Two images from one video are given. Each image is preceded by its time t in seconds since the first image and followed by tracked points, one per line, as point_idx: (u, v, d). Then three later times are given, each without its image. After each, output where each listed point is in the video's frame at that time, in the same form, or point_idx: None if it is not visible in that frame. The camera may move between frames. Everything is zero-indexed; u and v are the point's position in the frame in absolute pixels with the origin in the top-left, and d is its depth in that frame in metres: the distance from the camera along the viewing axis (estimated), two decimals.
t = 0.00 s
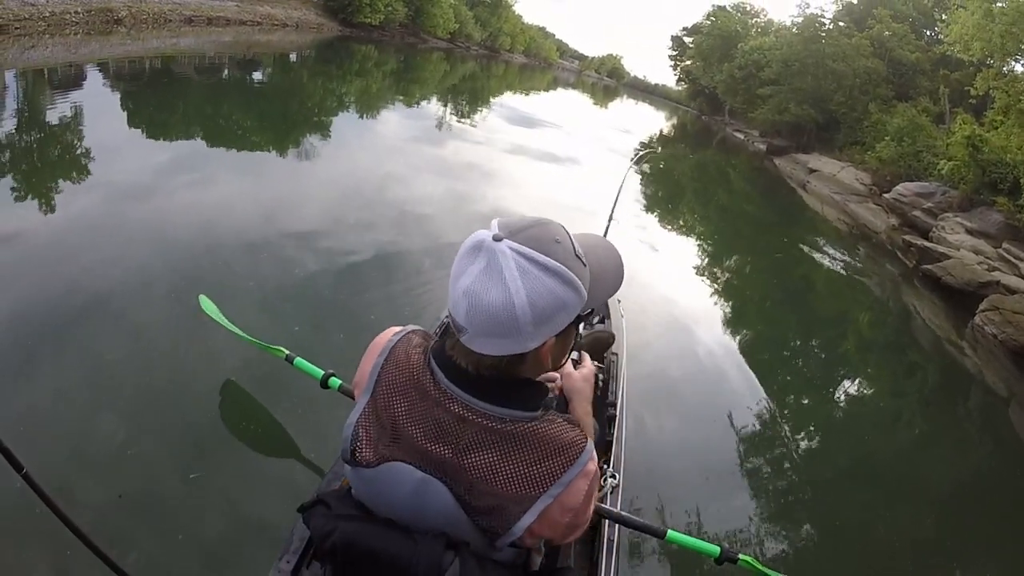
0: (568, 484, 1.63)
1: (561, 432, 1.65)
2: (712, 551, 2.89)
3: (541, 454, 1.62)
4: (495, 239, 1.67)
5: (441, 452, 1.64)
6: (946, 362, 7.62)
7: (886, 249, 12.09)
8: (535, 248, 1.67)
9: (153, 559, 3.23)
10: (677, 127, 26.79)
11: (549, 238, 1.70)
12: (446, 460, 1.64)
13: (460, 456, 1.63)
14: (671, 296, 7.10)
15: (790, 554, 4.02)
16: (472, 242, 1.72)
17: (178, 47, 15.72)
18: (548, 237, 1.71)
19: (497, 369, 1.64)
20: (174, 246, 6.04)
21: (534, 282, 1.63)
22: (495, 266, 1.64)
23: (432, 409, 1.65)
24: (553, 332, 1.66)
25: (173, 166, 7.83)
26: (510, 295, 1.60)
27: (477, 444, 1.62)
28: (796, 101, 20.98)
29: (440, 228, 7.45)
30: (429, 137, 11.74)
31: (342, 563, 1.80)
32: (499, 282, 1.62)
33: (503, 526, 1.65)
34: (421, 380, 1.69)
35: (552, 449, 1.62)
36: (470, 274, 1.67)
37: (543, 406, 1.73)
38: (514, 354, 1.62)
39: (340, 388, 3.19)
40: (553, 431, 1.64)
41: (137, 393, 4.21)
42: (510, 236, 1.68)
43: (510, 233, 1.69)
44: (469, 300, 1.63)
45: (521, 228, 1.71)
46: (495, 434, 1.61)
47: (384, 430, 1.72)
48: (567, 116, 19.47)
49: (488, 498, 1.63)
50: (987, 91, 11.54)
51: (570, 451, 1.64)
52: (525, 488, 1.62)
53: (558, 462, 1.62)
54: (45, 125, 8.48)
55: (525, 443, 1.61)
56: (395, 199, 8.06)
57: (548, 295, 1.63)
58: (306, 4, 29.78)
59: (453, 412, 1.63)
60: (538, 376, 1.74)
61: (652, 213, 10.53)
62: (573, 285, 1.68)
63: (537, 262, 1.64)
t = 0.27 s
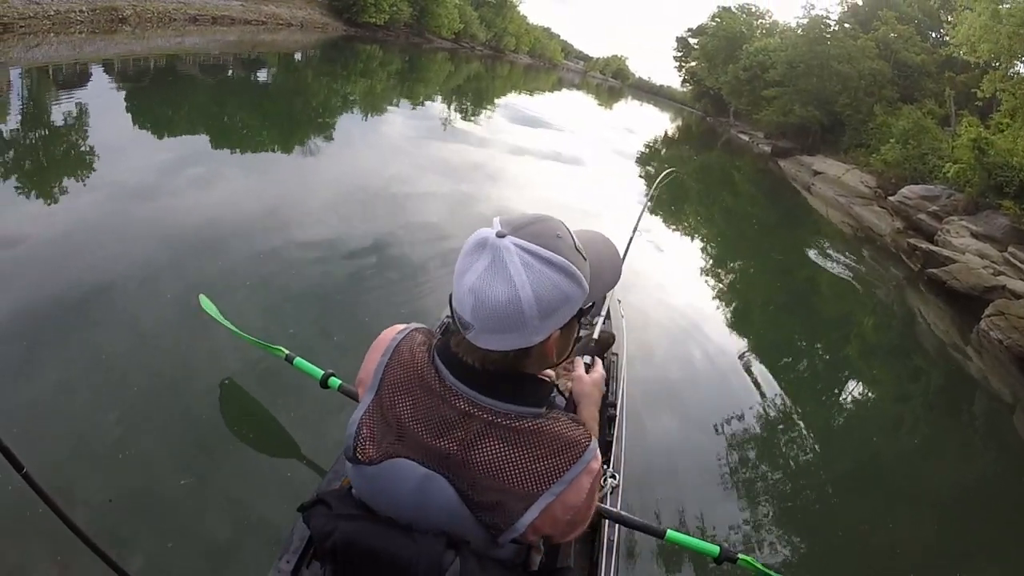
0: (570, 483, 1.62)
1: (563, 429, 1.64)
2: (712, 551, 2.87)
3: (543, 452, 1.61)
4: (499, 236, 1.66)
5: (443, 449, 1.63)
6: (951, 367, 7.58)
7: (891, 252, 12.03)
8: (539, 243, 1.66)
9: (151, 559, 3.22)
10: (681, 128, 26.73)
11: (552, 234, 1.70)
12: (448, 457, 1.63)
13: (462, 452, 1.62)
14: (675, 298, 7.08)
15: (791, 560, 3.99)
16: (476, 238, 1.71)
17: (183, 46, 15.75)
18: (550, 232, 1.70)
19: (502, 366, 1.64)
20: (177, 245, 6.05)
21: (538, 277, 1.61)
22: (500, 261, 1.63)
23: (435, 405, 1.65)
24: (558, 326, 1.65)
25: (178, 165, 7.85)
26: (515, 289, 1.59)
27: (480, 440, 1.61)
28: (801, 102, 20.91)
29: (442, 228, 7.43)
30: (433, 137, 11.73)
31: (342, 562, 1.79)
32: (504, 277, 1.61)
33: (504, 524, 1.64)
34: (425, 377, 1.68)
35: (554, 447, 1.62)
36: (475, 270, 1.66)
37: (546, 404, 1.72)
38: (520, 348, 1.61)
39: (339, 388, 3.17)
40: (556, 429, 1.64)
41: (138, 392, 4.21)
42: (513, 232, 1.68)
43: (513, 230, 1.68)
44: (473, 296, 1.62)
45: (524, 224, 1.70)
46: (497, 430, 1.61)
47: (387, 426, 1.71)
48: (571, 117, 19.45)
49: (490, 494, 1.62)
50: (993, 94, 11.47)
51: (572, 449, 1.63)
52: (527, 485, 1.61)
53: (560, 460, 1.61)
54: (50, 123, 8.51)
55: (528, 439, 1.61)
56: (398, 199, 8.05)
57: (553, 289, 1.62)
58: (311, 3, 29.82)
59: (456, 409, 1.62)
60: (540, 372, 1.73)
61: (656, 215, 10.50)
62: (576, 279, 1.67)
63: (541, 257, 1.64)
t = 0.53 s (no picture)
0: (563, 485, 1.62)
1: (557, 431, 1.64)
2: (712, 551, 2.85)
3: (537, 452, 1.60)
4: (493, 235, 1.65)
5: (438, 451, 1.63)
6: (957, 367, 7.53)
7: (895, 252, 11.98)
8: (532, 240, 1.66)
9: (153, 561, 3.22)
10: (684, 130, 26.70)
11: (544, 231, 1.70)
12: (443, 458, 1.62)
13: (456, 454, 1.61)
14: (678, 298, 7.06)
15: (796, 561, 3.96)
16: (470, 238, 1.70)
17: (185, 53, 15.82)
18: (543, 230, 1.70)
19: (497, 365, 1.64)
20: (181, 249, 6.06)
21: (534, 275, 1.61)
22: (495, 261, 1.62)
23: (430, 406, 1.64)
24: (554, 323, 1.66)
25: (182, 170, 7.87)
26: (512, 288, 1.59)
27: (474, 442, 1.60)
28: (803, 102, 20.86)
29: (444, 231, 7.43)
30: (436, 141, 11.75)
31: (342, 563, 1.79)
32: (500, 277, 1.60)
33: (498, 526, 1.63)
34: (419, 378, 1.68)
35: (547, 448, 1.61)
36: (470, 271, 1.64)
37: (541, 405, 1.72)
38: (516, 347, 1.61)
39: (340, 388, 3.16)
40: (550, 430, 1.63)
41: (140, 395, 4.22)
42: (507, 231, 1.67)
43: (507, 228, 1.68)
44: (470, 297, 1.61)
45: (516, 224, 1.70)
46: (492, 431, 1.60)
47: (383, 428, 1.71)
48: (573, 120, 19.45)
49: (484, 497, 1.61)
50: (996, 91, 11.42)
51: (565, 451, 1.62)
52: (520, 486, 1.60)
53: (554, 461, 1.61)
54: (53, 130, 8.56)
55: (522, 441, 1.60)
56: (400, 203, 8.05)
57: (548, 286, 1.62)
58: (313, 9, 29.94)
59: (451, 410, 1.62)
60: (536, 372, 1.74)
61: (658, 216, 10.48)
62: (570, 276, 1.68)
63: (535, 254, 1.64)
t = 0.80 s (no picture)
0: (564, 487, 1.61)
1: (560, 433, 1.63)
2: (712, 551, 2.84)
3: (539, 455, 1.59)
4: (499, 237, 1.62)
5: (440, 452, 1.62)
6: (961, 369, 7.50)
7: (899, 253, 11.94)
8: (538, 242, 1.64)
9: (153, 559, 3.22)
10: (687, 130, 26.67)
11: (549, 233, 1.68)
12: (445, 460, 1.62)
13: (458, 456, 1.60)
14: (681, 298, 7.05)
15: (799, 564, 3.94)
16: (476, 240, 1.66)
17: (188, 52, 15.85)
18: (546, 231, 1.69)
19: (502, 367, 1.62)
20: (184, 248, 6.07)
21: (542, 276, 1.59)
22: (502, 263, 1.59)
23: (432, 407, 1.63)
24: (560, 324, 1.64)
25: (184, 169, 7.88)
26: (521, 290, 1.56)
27: (476, 443, 1.59)
28: (807, 101, 20.80)
29: (446, 231, 7.42)
30: (438, 141, 11.74)
31: (342, 563, 1.79)
32: (508, 278, 1.57)
33: (500, 527, 1.63)
34: (421, 378, 1.67)
35: (550, 451, 1.60)
36: (477, 274, 1.61)
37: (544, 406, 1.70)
38: (523, 349, 1.59)
39: (340, 388, 3.16)
40: (553, 432, 1.62)
41: (141, 395, 4.22)
42: (512, 233, 1.65)
43: (512, 231, 1.65)
44: (478, 299, 1.57)
45: (520, 225, 1.68)
46: (494, 433, 1.59)
47: (384, 428, 1.70)
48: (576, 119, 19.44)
49: (485, 497, 1.62)
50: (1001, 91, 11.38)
51: (568, 454, 1.61)
52: (521, 489, 1.60)
53: (556, 464, 1.60)
54: (56, 130, 8.57)
55: (525, 443, 1.59)
56: (402, 202, 8.05)
57: (555, 288, 1.61)
58: (315, 9, 29.96)
59: (454, 411, 1.61)
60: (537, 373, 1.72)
61: (661, 216, 10.47)
62: (575, 277, 1.67)
63: (541, 256, 1.62)
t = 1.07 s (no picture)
0: (564, 491, 1.59)
1: (561, 437, 1.61)
2: (712, 552, 2.83)
3: (540, 458, 1.58)
4: (506, 239, 1.61)
5: (441, 452, 1.61)
6: (965, 375, 7.47)
7: (903, 257, 11.90)
8: (545, 243, 1.63)
9: (154, 559, 3.22)
10: (690, 132, 26.64)
11: (555, 233, 1.68)
12: (446, 459, 1.61)
13: (459, 456, 1.59)
14: (683, 301, 7.04)
15: (799, 572, 3.94)
16: (482, 243, 1.64)
17: (191, 52, 15.88)
18: (551, 231, 1.68)
19: (507, 369, 1.61)
20: (186, 248, 6.07)
21: (551, 277, 1.59)
22: (510, 265, 1.57)
23: (435, 406, 1.62)
24: (565, 325, 1.65)
25: (187, 168, 7.89)
26: (531, 291, 1.56)
27: (479, 444, 1.58)
28: (810, 104, 20.75)
29: (448, 231, 7.41)
30: (441, 141, 11.74)
31: (342, 563, 1.79)
32: (517, 279, 1.56)
33: (498, 529, 1.62)
34: (425, 377, 1.66)
35: (551, 454, 1.59)
36: (485, 277, 1.59)
37: (546, 409, 1.69)
38: (531, 350, 1.59)
39: (339, 388, 3.16)
40: (554, 435, 1.61)
41: (141, 394, 4.22)
42: (519, 235, 1.63)
43: (519, 233, 1.64)
44: (487, 302, 1.55)
45: (525, 227, 1.67)
46: (496, 434, 1.58)
47: (386, 426, 1.69)
48: (579, 121, 19.43)
49: (486, 498, 1.60)
50: (1006, 94, 11.32)
51: (569, 457, 1.60)
52: (521, 492, 1.58)
53: (556, 467, 1.59)
54: (60, 129, 8.58)
55: (527, 445, 1.58)
56: (405, 203, 8.04)
57: (564, 288, 1.60)
58: (319, 9, 30.00)
59: (457, 411, 1.60)
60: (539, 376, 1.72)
61: (663, 218, 10.45)
62: (581, 277, 1.67)
63: (549, 257, 1.61)
